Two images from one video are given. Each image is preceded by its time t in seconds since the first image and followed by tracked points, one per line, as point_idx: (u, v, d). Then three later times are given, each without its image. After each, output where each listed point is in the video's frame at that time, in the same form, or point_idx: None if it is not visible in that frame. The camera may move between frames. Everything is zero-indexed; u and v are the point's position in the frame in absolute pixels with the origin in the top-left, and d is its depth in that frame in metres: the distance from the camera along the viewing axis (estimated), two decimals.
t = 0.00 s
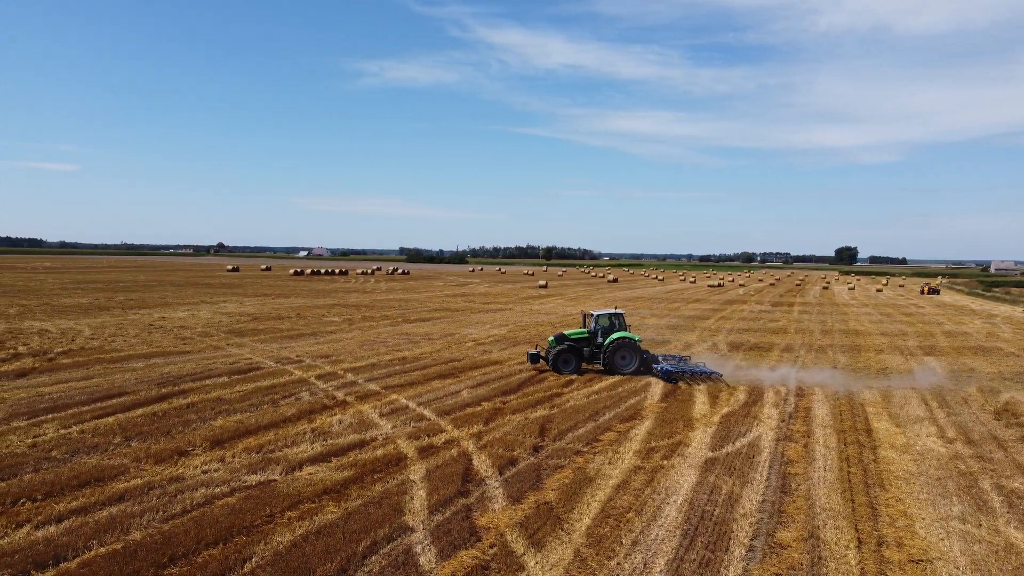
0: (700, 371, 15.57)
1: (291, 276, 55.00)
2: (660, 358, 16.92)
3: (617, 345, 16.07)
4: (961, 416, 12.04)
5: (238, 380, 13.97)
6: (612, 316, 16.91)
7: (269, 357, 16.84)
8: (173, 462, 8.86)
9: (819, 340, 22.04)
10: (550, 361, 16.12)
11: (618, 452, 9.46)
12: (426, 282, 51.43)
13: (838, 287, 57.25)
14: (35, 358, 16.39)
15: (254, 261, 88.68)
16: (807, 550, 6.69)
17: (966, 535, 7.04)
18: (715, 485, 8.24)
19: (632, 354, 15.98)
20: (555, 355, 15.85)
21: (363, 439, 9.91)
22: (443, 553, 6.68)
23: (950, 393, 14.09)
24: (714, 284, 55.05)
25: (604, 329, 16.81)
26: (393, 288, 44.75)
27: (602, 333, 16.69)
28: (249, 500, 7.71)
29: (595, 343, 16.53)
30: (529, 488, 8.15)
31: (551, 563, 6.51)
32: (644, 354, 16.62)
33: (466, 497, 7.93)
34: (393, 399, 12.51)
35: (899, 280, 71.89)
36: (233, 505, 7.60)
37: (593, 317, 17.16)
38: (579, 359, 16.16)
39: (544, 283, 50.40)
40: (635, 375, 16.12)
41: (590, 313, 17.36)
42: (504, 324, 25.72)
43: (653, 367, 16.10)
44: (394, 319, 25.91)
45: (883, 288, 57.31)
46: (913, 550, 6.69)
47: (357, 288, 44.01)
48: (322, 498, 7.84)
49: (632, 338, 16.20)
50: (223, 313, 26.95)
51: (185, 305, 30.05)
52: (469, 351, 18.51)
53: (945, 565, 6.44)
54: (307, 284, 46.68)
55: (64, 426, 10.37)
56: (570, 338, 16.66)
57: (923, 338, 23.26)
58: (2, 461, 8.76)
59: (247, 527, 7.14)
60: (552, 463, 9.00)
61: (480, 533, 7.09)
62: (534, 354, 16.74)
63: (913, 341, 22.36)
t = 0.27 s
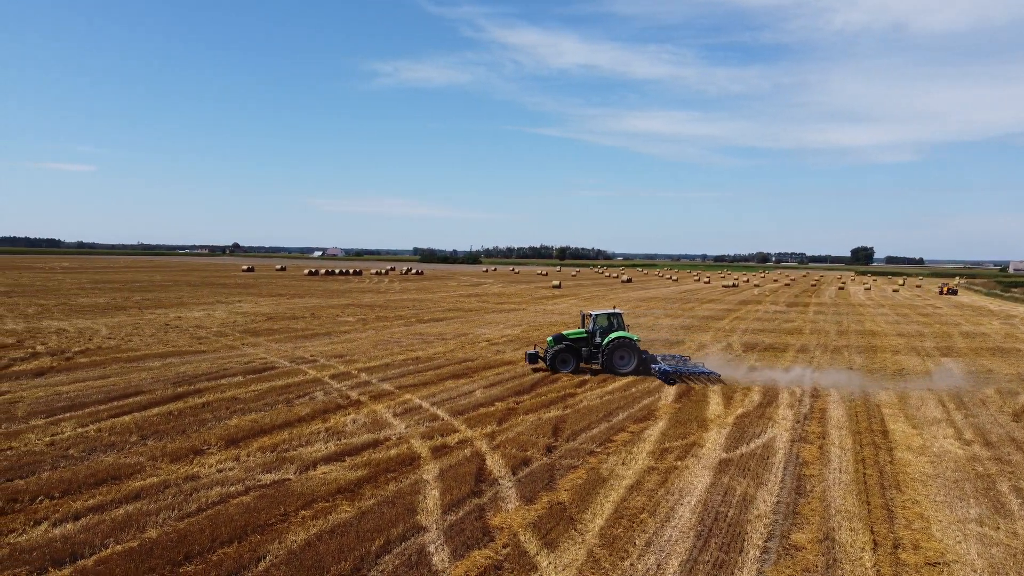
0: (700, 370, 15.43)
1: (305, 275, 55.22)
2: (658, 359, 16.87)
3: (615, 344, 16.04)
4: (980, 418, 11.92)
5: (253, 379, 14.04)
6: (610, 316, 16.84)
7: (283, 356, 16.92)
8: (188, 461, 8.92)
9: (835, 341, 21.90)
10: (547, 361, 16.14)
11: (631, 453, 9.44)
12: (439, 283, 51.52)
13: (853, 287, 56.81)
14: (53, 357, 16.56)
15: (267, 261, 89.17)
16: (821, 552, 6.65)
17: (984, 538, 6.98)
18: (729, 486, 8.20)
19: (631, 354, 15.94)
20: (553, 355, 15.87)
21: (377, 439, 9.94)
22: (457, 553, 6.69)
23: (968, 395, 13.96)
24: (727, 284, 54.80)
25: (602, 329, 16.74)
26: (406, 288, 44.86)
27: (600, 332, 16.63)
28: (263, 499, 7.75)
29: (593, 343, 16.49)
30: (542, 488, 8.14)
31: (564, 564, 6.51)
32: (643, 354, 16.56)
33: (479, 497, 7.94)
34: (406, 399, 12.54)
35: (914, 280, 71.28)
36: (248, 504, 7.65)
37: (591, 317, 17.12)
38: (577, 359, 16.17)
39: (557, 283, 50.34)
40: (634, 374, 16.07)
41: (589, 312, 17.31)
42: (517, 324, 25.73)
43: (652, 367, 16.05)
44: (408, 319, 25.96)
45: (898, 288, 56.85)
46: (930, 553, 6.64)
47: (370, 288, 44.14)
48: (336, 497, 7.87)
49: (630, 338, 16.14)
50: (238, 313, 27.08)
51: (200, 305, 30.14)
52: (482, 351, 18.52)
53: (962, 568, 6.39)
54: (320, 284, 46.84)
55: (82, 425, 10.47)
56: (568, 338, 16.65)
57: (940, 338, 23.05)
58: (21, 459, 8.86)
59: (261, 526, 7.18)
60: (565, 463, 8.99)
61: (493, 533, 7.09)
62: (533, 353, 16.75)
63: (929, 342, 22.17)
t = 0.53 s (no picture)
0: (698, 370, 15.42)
1: (319, 276, 55.48)
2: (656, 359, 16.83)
3: (614, 345, 16.01)
4: (998, 420, 11.80)
5: (268, 379, 14.12)
6: (609, 316, 16.76)
7: (298, 356, 17.01)
8: (203, 459, 8.99)
9: (851, 342, 21.77)
10: (545, 361, 16.15)
11: (645, 454, 9.42)
12: (451, 283, 51.66)
13: (867, 288, 56.38)
14: (71, 356, 16.73)
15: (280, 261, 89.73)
16: (836, 554, 6.61)
17: (1002, 541, 6.91)
18: (743, 487, 8.17)
19: (629, 354, 15.89)
20: (550, 355, 15.87)
21: (391, 439, 9.97)
22: (470, 553, 6.70)
23: (986, 397, 13.83)
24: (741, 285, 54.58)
25: (601, 329, 16.67)
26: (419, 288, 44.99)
27: (598, 333, 16.58)
28: (277, 498, 7.79)
29: (591, 343, 16.45)
30: (555, 489, 8.14)
31: (577, 565, 6.50)
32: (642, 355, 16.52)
33: (492, 497, 7.95)
34: (419, 399, 12.57)
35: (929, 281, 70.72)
36: (262, 503, 7.69)
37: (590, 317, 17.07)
38: (575, 359, 16.17)
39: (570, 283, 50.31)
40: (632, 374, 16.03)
41: (588, 312, 17.25)
42: (531, 324, 25.74)
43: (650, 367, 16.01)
44: (422, 319, 26.01)
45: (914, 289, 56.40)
46: (946, 556, 6.58)
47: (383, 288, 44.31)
48: (350, 496, 7.90)
49: (629, 338, 16.09)
50: (253, 313, 27.26)
51: (216, 305, 30.33)
52: (495, 351, 18.54)
53: (980, 572, 6.32)
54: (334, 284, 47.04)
55: (98, 424, 10.57)
56: (567, 338, 16.64)
57: (958, 339, 22.85)
58: (38, 457, 8.95)
59: (275, 525, 7.22)
60: (579, 463, 8.98)
61: (506, 533, 7.10)
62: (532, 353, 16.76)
63: (946, 343, 21.98)
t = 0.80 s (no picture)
0: (696, 370, 15.44)
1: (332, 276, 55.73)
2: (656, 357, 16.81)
3: (613, 345, 16.00)
4: (1017, 422, 11.67)
5: (282, 378, 14.20)
6: (608, 316, 16.74)
7: (312, 356, 17.10)
8: (218, 459, 9.05)
9: (867, 343, 21.61)
10: (544, 360, 16.12)
11: (658, 454, 9.40)
12: (462, 283, 51.75)
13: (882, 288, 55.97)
14: (88, 355, 16.89)
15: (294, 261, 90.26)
16: (852, 556, 6.56)
17: (1021, 544, 6.83)
18: (758, 489, 8.12)
19: (627, 355, 15.89)
20: (549, 355, 15.83)
21: (404, 439, 10.00)
22: (483, 553, 6.71)
23: (1005, 398, 13.68)
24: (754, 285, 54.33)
25: (600, 329, 16.65)
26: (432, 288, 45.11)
27: (597, 333, 16.55)
28: (292, 497, 7.84)
29: (590, 343, 16.43)
30: (568, 489, 8.13)
31: (590, 565, 6.49)
32: (641, 354, 16.50)
33: (506, 497, 7.95)
34: (433, 399, 12.60)
35: (945, 282, 70.08)
36: (277, 502, 7.73)
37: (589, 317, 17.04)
38: (574, 359, 16.14)
39: (582, 284, 50.27)
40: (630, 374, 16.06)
41: (587, 312, 17.22)
42: (544, 324, 25.73)
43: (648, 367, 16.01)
44: (436, 320, 26.08)
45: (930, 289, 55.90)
46: (963, 559, 6.52)
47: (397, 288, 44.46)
48: (364, 496, 7.93)
49: (627, 339, 16.07)
50: (268, 313, 27.43)
51: (231, 305, 30.51)
52: (508, 352, 18.55)
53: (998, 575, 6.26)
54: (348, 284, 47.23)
55: (115, 423, 10.66)
56: (566, 338, 16.60)
57: (975, 341, 22.62)
58: (56, 455, 9.04)
59: (290, 524, 7.26)
60: (592, 464, 8.97)
61: (519, 533, 7.10)
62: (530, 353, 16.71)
63: (964, 344, 21.76)
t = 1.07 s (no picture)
0: (695, 370, 15.43)
1: (346, 276, 55.90)
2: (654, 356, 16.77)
3: (611, 345, 15.96)
4: None
5: (297, 378, 14.26)
6: (606, 316, 16.71)
7: (326, 356, 17.17)
8: (233, 457, 9.10)
9: (883, 344, 21.44)
10: (542, 360, 16.14)
11: (672, 455, 9.37)
12: (474, 284, 51.76)
13: (898, 289, 55.50)
14: (105, 355, 17.04)
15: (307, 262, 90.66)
16: (868, 559, 6.52)
17: None
18: (773, 490, 8.08)
19: (626, 354, 15.86)
20: (547, 355, 15.85)
21: (418, 439, 10.02)
22: (496, 553, 6.71)
23: None
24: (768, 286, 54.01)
25: (598, 329, 16.63)
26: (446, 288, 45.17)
27: (596, 333, 16.52)
28: (306, 497, 7.87)
29: (589, 343, 16.40)
30: (582, 490, 8.12)
31: (604, 566, 6.47)
32: (640, 354, 16.46)
33: (519, 497, 7.96)
34: (446, 399, 12.62)
35: (977, 282, 68.84)
36: (291, 501, 7.77)
37: (588, 317, 17.03)
38: (572, 359, 16.13)
39: (596, 284, 50.18)
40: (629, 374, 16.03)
41: (586, 312, 17.22)
42: (558, 325, 25.70)
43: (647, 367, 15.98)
44: (450, 320, 26.11)
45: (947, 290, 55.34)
46: (982, 562, 6.46)
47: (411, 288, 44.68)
48: (377, 495, 7.96)
49: (626, 338, 16.02)
50: (283, 313, 27.56)
51: (246, 305, 30.66)
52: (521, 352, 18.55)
53: None
54: (361, 284, 47.33)
55: (132, 422, 10.75)
56: (564, 338, 16.61)
57: (994, 342, 22.38)
58: (74, 454, 9.13)
59: (304, 523, 7.29)
60: (605, 464, 8.96)
61: (532, 533, 7.11)
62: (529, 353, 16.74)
63: (983, 345, 21.54)
